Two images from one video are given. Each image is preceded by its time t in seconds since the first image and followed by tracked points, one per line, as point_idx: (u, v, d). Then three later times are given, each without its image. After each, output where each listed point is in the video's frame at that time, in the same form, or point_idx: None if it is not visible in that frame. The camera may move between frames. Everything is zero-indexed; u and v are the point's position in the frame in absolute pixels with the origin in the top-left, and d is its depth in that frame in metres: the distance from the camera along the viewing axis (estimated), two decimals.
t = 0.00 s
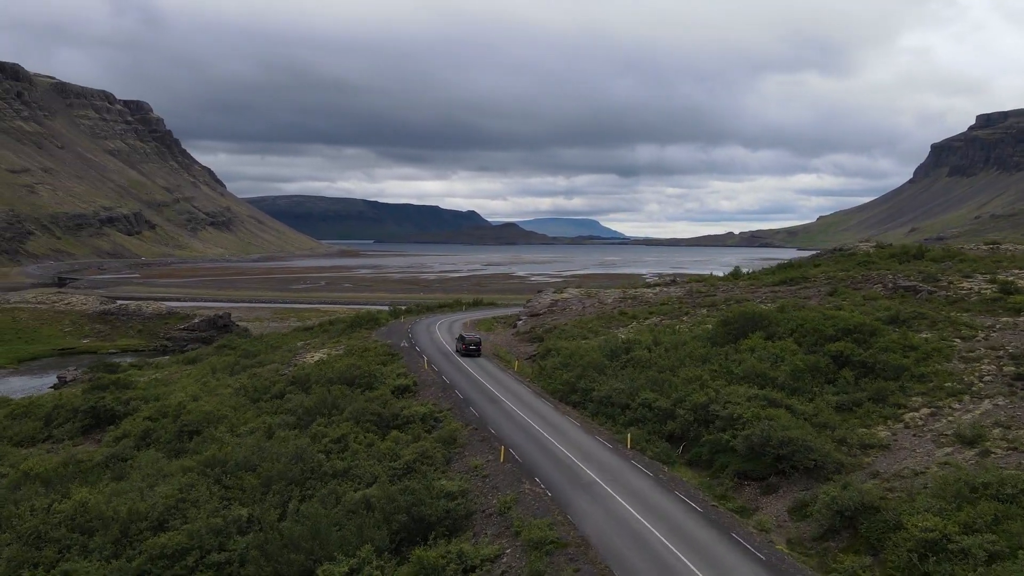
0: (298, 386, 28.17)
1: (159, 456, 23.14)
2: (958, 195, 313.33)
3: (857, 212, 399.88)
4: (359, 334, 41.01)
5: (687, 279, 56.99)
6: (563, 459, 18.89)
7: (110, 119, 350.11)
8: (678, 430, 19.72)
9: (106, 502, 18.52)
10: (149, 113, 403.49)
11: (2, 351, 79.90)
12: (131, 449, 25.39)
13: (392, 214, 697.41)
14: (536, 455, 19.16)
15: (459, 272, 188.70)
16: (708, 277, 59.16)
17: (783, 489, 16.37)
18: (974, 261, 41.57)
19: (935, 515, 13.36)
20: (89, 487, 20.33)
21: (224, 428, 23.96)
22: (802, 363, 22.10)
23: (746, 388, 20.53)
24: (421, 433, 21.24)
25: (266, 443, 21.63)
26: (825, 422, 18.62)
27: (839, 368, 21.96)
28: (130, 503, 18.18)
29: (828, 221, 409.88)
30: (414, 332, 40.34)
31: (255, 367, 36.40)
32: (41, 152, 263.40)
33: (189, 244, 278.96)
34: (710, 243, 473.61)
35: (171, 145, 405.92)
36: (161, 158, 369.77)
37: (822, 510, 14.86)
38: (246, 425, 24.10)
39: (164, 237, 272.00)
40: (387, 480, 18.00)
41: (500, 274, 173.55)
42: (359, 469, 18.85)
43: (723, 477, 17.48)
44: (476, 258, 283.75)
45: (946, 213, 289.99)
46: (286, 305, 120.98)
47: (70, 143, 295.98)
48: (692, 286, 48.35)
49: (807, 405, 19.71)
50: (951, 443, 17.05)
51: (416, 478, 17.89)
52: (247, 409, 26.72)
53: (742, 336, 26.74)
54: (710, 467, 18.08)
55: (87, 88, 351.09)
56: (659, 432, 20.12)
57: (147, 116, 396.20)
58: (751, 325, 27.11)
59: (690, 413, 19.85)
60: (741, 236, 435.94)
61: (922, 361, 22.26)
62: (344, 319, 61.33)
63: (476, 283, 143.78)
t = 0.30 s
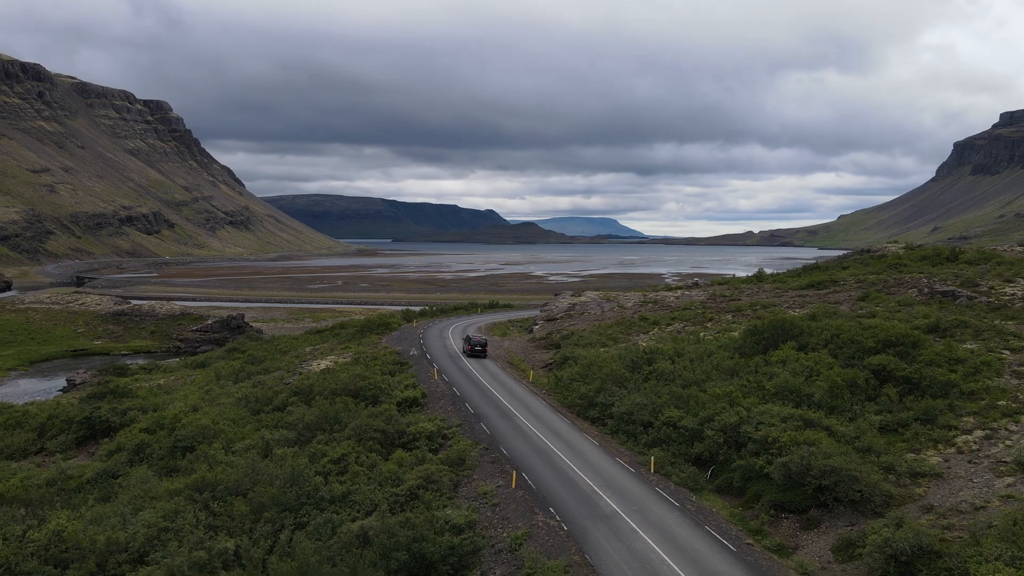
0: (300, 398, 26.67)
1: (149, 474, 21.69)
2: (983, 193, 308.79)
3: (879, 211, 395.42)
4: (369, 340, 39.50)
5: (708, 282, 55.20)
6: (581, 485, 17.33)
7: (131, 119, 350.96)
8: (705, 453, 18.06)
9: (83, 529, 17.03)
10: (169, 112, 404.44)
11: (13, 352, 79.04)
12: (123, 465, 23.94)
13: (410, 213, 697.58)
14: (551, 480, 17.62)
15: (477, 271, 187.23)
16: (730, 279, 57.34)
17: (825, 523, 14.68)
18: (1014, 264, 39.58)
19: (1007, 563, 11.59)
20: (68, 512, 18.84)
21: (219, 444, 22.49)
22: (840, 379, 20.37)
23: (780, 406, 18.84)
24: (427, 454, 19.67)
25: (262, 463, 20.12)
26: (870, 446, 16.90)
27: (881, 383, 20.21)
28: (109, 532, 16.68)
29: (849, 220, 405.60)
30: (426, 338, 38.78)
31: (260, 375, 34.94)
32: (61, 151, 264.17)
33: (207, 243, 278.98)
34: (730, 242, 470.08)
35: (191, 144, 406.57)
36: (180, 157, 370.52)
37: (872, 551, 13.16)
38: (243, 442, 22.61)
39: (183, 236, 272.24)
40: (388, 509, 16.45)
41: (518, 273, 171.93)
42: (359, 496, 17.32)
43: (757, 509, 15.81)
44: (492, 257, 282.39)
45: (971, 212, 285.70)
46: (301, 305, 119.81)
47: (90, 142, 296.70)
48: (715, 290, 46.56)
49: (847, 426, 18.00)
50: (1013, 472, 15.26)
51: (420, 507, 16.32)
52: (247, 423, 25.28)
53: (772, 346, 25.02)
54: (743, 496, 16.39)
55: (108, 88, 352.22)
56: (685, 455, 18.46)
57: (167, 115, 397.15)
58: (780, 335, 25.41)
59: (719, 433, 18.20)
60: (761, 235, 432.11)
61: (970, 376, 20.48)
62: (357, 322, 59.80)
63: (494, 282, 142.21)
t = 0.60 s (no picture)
0: (300, 410, 25.10)
1: (136, 495, 20.13)
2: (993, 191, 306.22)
3: (889, 210, 392.78)
4: (374, 345, 37.91)
5: (724, 284, 53.57)
6: (605, 514, 15.75)
7: (138, 117, 350.09)
8: (742, 478, 16.38)
9: (57, 563, 15.45)
10: (176, 110, 403.70)
11: (13, 353, 77.61)
12: (110, 483, 22.38)
13: (416, 212, 696.54)
14: (572, 509, 16.03)
15: (484, 270, 185.75)
16: (746, 281, 55.69)
17: (883, 563, 12.96)
18: None
19: None
20: (44, 541, 17.26)
21: (213, 462, 20.92)
22: (885, 395, 18.65)
23: (822, 426, 17.14)
24: (434, 476, 18.03)
25: (256, 486, 18.55)
26: (926, 473, 15.15)
27: (930, 400, 18.48)
28: (85, 566, 15.09)
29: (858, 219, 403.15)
30: (433, 344, 37.15)
31: (260, 382, 33.36)
32: (68, 150, 263.17)
33: (213, 242, 277.94)
34: (737, 241, 467.88)
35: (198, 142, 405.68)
36: (187, 155, 369.67)
37: None
38: (238, 460, 21.02)
39: (189, 235, 271.18)
40: (393, 543, 14.88)
41: (526, 272, 170.37)
42: (360, 526, 15.72)
43: (803, 544, 14.13)
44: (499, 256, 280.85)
45: (982, 210, 283.25)
46: (307, 305, 118.29)
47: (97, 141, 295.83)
48: (732, 293, 44.92)
49: (897, 448, 16.28)
50: None
51: (427, 543, 14.72)
52: (242, 438, 23.68)
53: (805, 357, 23.32)
54: (786, 528, 14.70)
55: (115, 87, 351.24)
56: (719, 480, 16.81)
57: (173, 114, 396.22)
58: (813, 344, 23.68)
59: (756, 456, 16.54)
60: (769, 233, 429.77)
61: None
62: (362, 324, 58.21)
63: (502, 282, 140.65)
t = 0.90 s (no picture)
0: (296, 423, 23.59)
1: (114, 518, 18.62)
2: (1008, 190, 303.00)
3: (902, 209, 389.59)
4: (378, 350, 36.41)
5: (740, 286, 51.92)
6: (622, 547, 14.19)
7: (149, 117, 349.86)
8: (776, 507, 14.69)
9: None
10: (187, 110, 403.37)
11: (16, 354, 76.48)
12: (90, 502, 20.86)
13: (427, 211, 696.24)
14: (587, 540, 14.46)
15: (494, 270, 184.35)
16: (763, 283, 54.01)
17: None
18: None
19: None
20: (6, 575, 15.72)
21: (198, 483, 19.37)
22: (931, 414, 16.91)
23: (862, 451, 15.42)
24: (434, 503, 16.41)
25: (241, 511, 17.01)
26: (986, 506, 13.35)
27: (981, 420, 16.71)
28: None
29: (871, 218, 399.96)
30: (439, 349, 35.62)
31: (258, 390, 31.86)
32: (79, 149, 262.93)
33: (223, 241, 277.35)
34: (748, 240, 465.12)
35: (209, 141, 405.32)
36: (198, 155, 369.48)
37: None
38: (226, 480, 19.49)
39: (199, 234, 270.43)
40: None
41: (536, 272, 168.95)
42: (350, 561, 14.14)
43: None
44: (508, 254, 279.54)
45: (997, 209, 280.18)
46: (315, 305, 116.97)
47: (108, 140, 295.54)
48: (750, 296, 43.28)
49: (949, 476, 14.52)
50: None
51: None
52: (232, 454, 22.15)
53: (836, 368, 21.59)
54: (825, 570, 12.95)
55: (126, 86, 350.94)
56: (749, 509, 15.18)
57: (184, 113, 395.95)
58: (846, 355, 21.95)
59: (790, 483, 14.87)
60: (782, 233, 427.16)
61: None
62: (368, 326, 56.70)
63: (512, 282, 139.14)
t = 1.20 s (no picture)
0: (289, 436, 22.08)
1: (88, 543, 17.11)
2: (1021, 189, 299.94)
3: (913, 208, 386.62)
4: (380, 355, 34.90)
5: (756, 288, 50.31)
6: None
7: (158, 115, 349.46)
8: (815, 541, 13.05)
9: None
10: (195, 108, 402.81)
11: (16, 355, 75.17)
12: (66, 522, 19.36)
13: (434, 210, 695.50)
14: None
15: (502, 269, 182.90)
16: (778, 284, 52.31)
17: None
18: None
19: None
20: None
21: (180, 504, 17.86)
22: (984, 434, 15.24)
23: (911, 478, 13.77)
24: (432, 532, 14.81)
25: (222, 540, 15.44)
26: None
27: None
28: None
29: (881, 217, 397.10)
30: (443, 355, 34.08)
31: (254, 398, 30.38)
32: (87, 147, 262.33)
33: (231, 239, 276.45)
34: (758, 239, 462.49)
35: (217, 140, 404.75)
36: (206, 153, 369.10)
37: None
38: (210, 502, 17.96)
39: (207, 232, 269.52)
40: None
41: (544, 271, 167.49)
42: None
43: None
44: (516, 253, 278.03)
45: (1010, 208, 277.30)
46: (321, 305, 115.64)
47: (117, 138, 295.06)
48: (769, 298, 41.61)
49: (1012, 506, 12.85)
50: None
51: None
52: (220, 471, 20.66)
53: (870, 380, 19.97)
54: None
55: (135, 85, 350.62)
56: (785, 542, 13.55)
57: (193, 111, 395.48)
58: (880, 366, 20.29)
59: (831, 515, 13.22)
60: (792, 232, 424.54)
61: None
62: (373, 328, 55.21)
63: (520, 281, 137.60)
